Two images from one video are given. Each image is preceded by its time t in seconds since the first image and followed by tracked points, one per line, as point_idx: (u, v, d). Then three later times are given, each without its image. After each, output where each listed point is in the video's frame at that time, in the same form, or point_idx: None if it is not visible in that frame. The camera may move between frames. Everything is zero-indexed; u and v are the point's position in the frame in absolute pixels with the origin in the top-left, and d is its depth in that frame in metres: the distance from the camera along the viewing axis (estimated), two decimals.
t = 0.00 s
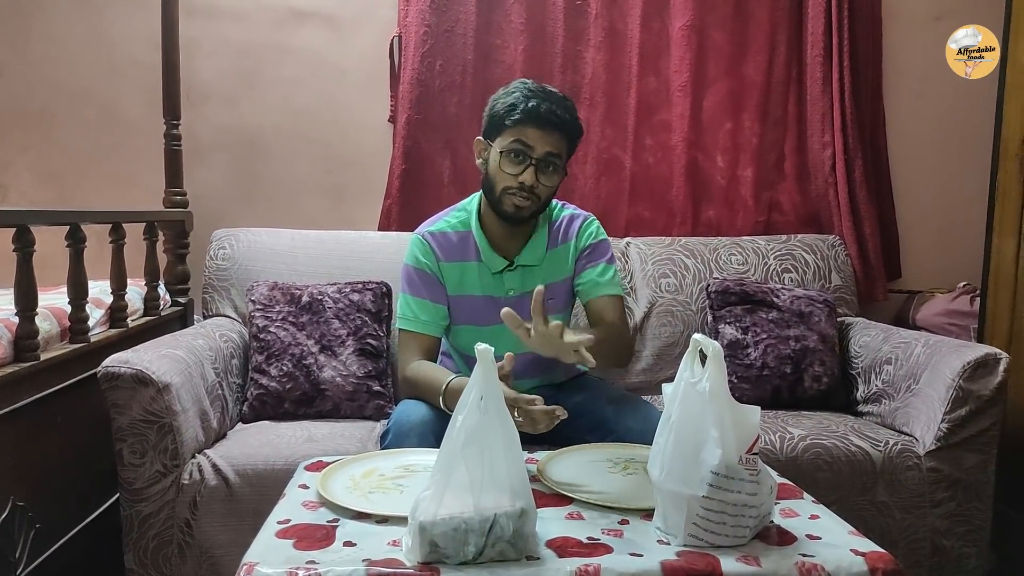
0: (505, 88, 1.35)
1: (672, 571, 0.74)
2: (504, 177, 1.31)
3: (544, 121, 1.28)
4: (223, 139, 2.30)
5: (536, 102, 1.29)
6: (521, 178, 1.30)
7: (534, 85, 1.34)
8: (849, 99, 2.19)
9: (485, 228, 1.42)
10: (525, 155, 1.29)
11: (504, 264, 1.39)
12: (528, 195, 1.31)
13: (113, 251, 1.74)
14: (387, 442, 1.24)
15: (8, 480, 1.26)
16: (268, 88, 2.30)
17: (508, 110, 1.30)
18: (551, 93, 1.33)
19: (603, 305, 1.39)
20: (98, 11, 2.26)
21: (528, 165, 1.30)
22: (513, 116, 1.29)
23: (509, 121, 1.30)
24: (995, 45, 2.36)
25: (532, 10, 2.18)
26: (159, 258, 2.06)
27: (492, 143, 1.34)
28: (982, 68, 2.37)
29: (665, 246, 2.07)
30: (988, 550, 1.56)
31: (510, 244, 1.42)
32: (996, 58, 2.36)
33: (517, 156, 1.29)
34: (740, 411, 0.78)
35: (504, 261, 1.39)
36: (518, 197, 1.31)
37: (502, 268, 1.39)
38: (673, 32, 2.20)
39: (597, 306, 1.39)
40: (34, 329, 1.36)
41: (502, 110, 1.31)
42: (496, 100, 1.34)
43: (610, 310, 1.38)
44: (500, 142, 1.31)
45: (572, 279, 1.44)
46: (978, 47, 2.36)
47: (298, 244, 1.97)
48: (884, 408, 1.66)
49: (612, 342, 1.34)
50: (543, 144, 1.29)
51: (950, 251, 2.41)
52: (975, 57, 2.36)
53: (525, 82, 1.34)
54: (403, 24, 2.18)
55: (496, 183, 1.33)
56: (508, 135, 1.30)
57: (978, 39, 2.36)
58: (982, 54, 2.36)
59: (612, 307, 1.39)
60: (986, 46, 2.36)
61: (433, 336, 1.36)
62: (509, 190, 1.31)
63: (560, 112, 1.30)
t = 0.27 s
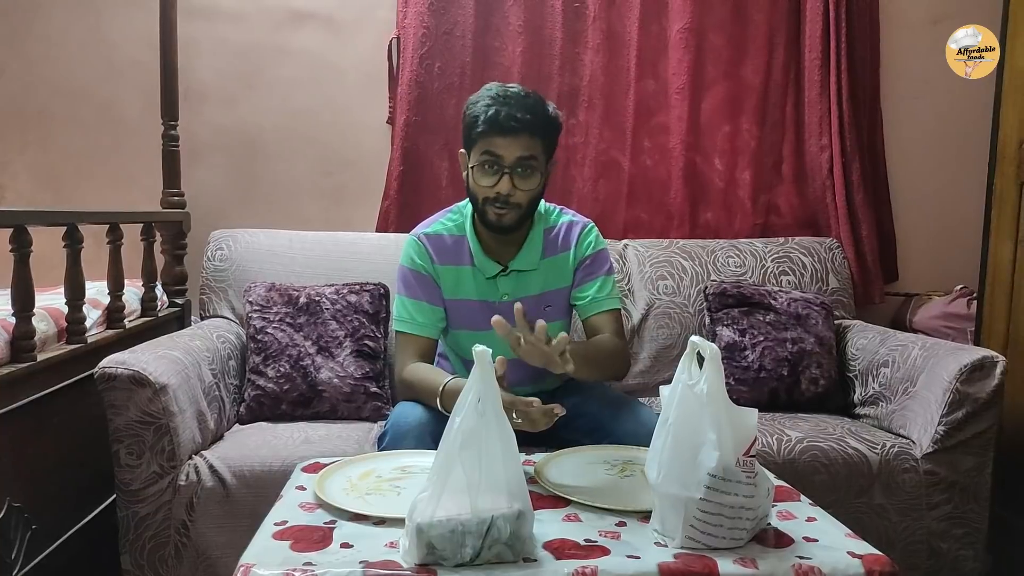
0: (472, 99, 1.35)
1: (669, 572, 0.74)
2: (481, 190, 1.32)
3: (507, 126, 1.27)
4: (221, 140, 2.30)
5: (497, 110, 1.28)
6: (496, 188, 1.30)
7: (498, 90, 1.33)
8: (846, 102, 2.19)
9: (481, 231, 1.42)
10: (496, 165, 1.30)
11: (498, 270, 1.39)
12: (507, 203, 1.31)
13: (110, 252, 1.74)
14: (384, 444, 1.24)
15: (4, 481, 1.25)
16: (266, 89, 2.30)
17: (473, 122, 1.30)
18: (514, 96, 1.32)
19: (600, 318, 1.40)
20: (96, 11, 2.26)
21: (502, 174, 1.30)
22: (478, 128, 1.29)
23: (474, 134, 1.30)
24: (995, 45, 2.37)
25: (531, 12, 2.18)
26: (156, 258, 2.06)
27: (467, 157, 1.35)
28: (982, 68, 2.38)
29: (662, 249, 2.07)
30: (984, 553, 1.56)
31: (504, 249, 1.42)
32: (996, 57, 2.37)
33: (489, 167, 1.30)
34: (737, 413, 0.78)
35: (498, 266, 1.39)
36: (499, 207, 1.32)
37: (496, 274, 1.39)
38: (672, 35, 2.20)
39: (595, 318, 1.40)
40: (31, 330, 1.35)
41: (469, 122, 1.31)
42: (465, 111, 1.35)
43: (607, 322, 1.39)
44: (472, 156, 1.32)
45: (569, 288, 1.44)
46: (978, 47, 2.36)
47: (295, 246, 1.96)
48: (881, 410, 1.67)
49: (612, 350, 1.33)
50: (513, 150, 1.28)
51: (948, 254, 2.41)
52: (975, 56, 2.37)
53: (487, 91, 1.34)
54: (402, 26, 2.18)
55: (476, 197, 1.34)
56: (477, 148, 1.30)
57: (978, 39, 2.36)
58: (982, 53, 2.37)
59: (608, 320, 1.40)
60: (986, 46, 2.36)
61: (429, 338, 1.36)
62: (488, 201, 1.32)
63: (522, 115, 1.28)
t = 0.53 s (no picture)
0: (472, 97, 1.36)
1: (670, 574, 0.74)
2: (480, 188, 1.32)
3: (508, 124, 1.28)
4: (222, 141, 2.30)
5: (498, 107, 1.29)
6: (495, 185, 1.30)
7: (499, 89, 1.34)
8: (847, 103, 2.19)
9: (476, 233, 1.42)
10: (496, 163, 1.30)
11: (494, 271, 1.38)
12: (505, 201, 1.31)
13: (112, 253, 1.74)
14: (384, 444, 1.24)
15: (4, 482, 1.25)
16: (267, 90, 2.30)
17: (474, 119, 1.31)
18: (514, 95, 1.32)
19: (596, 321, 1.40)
20: (98, 12, 2.27)
21: (501, 171, 1.30)
22: (478, 125, 1.30)
23: (475, 130, 1.30)
24: (995, 45, 2.37)
25: (531, 13, 2.18)
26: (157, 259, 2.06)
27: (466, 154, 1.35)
28: (982, 68, 2.38)
29: (663, 249, 2.07)
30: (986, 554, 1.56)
31: (500, 251, 1.42)
32: (996, 57, 2.37)
33: (488, 165, 1.30)
34: (738, 414, 0.78)
35: (493, 267, 1.39)
36: (497, 204, 1.32)
37: (491, 275, 1.39)
38: (673, 36, 2.20)
39: (591, 322, 1.41)
40: (33, 330, 1.36)
41: (469, 120, 1.32)
42: (466, 109, 1.35)
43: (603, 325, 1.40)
44: (471, 153, 1.33)
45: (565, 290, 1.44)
46: (978, 47, 2.37)
47: (296, 247, 1.96)
48: (882, 411, 1.66)
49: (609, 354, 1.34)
50: (513, 148, 1.29)
51: (949, 255, 2.41)
52: (975, 56, 2.37)
53: (488, 89, 1.35)
54: (403, 27, 2.18)
55: (474, 194, 1.34)
56: (477, 145, 1.31)
57: (978, 39, 2.36)
58: (982, 53, 2.37)
59: (604, 324, 1.40)
60: (986, 46, 2.36)
61: (427, 338, 1.36)
62: (486, 199, 1.32)
63: (524, 113, 1.29)
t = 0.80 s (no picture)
0: (470, 93, 1.35)
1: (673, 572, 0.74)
2: (480, 183, 1.32)
3: (510, 121, 1.28)
4: (224, 138, 2.30)
5: (499, 103, 1.29)
6: (497, 182, 1.31)
7: (497, 85, 1.34)
8: (851, 101, 2.19)
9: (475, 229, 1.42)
10: (497, 159, 1.30)
11: (495, 267, 1.39)
12: (505, 197, 1.31)
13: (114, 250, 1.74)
14: (386, 442, 1.24)
15: (7, 478, 1.26)
16: (270, 87, 2.30)
17: (474, 116, 1.31)
18: (515, 91, 1.32)
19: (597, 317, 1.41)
20: (100, 9, 2.27)
21: (502, 168, 1.30)
22: (479, 121, 1.30)
23: (476, 127, 1.30)
24: (995, 46, 2.37)
25: (534, 10, 2.18)
26: (160, 256, 2.06)
27: (466, 151, 1.35)
28: (982, 68, 2.37)
29: (665, 247, 2.06)
30: (988, 553, 1.56)
31: (499, 247, 1.42)
32: (996, 58, 2.37)
33: (489, 161, 1.30)
34: (740, 412, 0.78)
35: (494, 263, 1.39)
36: (497, 200, 1.32)
37: (492, 271, 1.39)
38: (675, 34, 2.20)
39: (593, 317, 1.41)
40: (36, 327, 1.36)
41: (469, 115, 1.31)
42: (465, 104, 1.35)
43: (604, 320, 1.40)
44: (471, 149, 1.32)
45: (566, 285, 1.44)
46: (978, 47, 2.36)
47: (299, 244, 1.97)
48: (885, 410, 1.66)
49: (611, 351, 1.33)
50: (515, 145, 1.29)
51: (952, 254, 2.41)
52: (975, 56, 2.36)
53: (488, 84, 1.34)
54: (405, 24, 2.18)
55: (474, 190, 1.34)
56: (479, 141, 1.31)
57: (978, 39, 2.36)
58: (981, 53, 2.36)
59: (605, 317, 1.40)
60: (986, 46, 2.36)
61: (429, 336, 1.36)
62: (486, 194, 1.32)
63: (525, 109, 1.29)
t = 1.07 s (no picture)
0: (472, 90, 1.38)
1: (676, 572, 0.74)
2: (496, 175, 1.32)
3: (524, 110, 1.32)
4: (228, 138, 2.31)
5: (512, 94, 1.32)
6: (512, 171, 1.31)
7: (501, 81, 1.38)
8: (854, 101, 2.18)
9: (474, 227, 1.43)
10: (512, 148, 1.32)
11: (496, 261, 1.39)
12: (521, 186, 1.32)
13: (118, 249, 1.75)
14: (388, 441, 1.24)
15: (11, 477, 1.26)
16: (273, 87, 2.31)
17: (487, 108, 1.33)
18: (518, 86, 1.37)
19: (619, 267, 1.35)
20: (104, 9, 2.27)
21: (517, 157, 1.32)
22: (494, 111, 1.32)
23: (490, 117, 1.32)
24: (995, 46, 2.37)
25: (537, 10, 2.17)
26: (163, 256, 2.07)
27: (474, 144, 1.36)
28: (982, 68, 2.37)
29: (668, 247, 2.06)
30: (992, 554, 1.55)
31: (500, 241, 1.43)
32: (996, 58, 2.37)
33: (505, 150, 1.32)
34: (743, 412, 0.78)
35: (496, 257, 1.39)
36: (513, 189, 1.32)
37: (495, 265, 1.39)
38: (678, 34, 2.20)
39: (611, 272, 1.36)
40: (40, 326, 1.36)
41: (480, 108, 1.33)
42: (468, 100, 1.37)
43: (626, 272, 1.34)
44: (483, 141, 1.33)
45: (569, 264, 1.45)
46: (977, 47, 2.36)
47: (302, 244, 1.97)
48: (888, 410, 1.66)
49: (641, 294, 1.27)
50: (529, 134, 1.32)
51: (955, 253, 2.40)
52: (975, 57, 2.36)
53: (492, 80, 1.38)
54: (408, 24, 2.18)
55: (488, 180, 1.33)
56: (494, 131, 1.32)
57: (978, 40, 2.36)
58: (981, 53, 2.36)
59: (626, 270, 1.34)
60: (986, 46, 2.36)
61: (431, 335, 1.36)
62: (504, 185, 1.32)
63: (536, 100, 1.33)
